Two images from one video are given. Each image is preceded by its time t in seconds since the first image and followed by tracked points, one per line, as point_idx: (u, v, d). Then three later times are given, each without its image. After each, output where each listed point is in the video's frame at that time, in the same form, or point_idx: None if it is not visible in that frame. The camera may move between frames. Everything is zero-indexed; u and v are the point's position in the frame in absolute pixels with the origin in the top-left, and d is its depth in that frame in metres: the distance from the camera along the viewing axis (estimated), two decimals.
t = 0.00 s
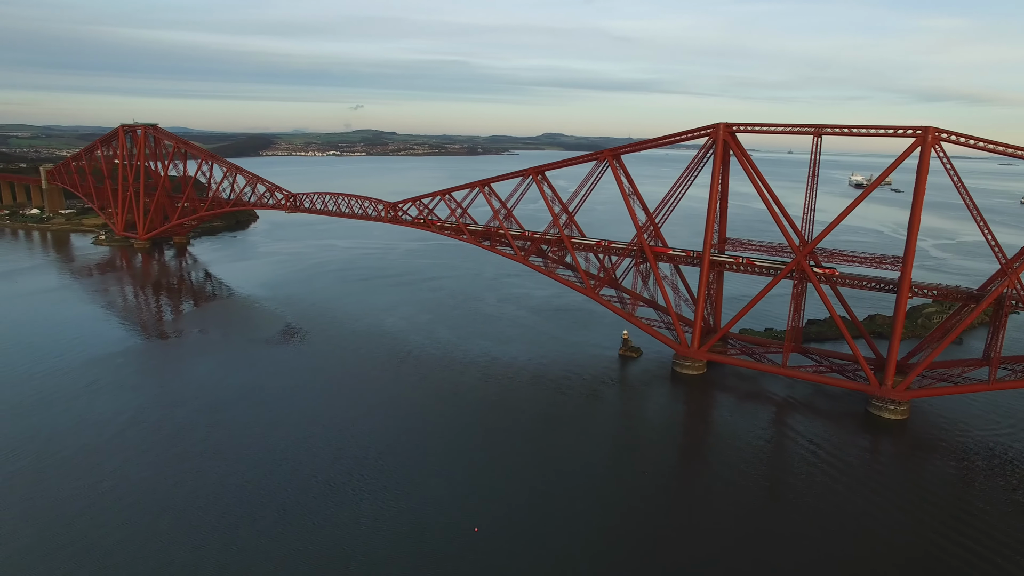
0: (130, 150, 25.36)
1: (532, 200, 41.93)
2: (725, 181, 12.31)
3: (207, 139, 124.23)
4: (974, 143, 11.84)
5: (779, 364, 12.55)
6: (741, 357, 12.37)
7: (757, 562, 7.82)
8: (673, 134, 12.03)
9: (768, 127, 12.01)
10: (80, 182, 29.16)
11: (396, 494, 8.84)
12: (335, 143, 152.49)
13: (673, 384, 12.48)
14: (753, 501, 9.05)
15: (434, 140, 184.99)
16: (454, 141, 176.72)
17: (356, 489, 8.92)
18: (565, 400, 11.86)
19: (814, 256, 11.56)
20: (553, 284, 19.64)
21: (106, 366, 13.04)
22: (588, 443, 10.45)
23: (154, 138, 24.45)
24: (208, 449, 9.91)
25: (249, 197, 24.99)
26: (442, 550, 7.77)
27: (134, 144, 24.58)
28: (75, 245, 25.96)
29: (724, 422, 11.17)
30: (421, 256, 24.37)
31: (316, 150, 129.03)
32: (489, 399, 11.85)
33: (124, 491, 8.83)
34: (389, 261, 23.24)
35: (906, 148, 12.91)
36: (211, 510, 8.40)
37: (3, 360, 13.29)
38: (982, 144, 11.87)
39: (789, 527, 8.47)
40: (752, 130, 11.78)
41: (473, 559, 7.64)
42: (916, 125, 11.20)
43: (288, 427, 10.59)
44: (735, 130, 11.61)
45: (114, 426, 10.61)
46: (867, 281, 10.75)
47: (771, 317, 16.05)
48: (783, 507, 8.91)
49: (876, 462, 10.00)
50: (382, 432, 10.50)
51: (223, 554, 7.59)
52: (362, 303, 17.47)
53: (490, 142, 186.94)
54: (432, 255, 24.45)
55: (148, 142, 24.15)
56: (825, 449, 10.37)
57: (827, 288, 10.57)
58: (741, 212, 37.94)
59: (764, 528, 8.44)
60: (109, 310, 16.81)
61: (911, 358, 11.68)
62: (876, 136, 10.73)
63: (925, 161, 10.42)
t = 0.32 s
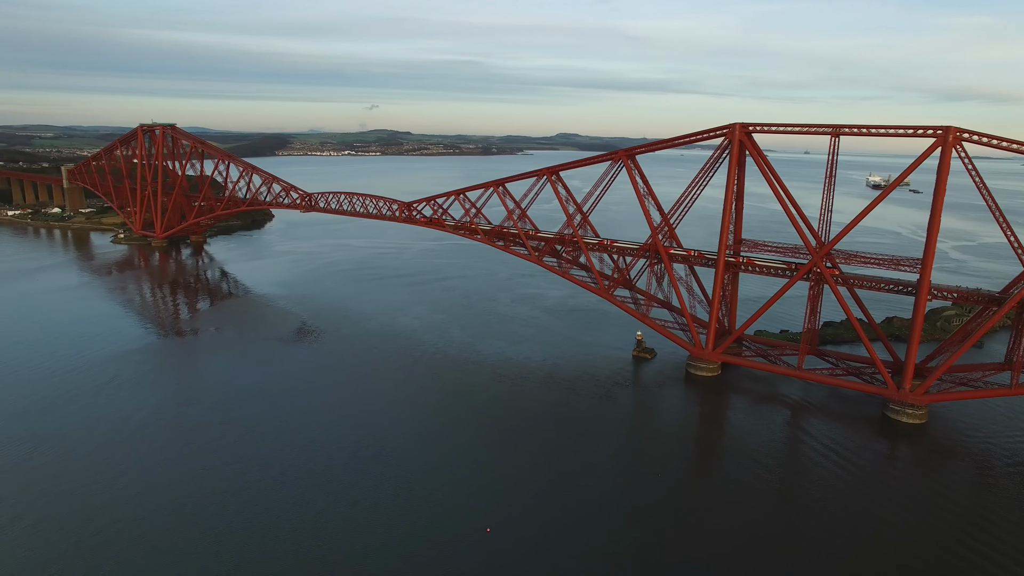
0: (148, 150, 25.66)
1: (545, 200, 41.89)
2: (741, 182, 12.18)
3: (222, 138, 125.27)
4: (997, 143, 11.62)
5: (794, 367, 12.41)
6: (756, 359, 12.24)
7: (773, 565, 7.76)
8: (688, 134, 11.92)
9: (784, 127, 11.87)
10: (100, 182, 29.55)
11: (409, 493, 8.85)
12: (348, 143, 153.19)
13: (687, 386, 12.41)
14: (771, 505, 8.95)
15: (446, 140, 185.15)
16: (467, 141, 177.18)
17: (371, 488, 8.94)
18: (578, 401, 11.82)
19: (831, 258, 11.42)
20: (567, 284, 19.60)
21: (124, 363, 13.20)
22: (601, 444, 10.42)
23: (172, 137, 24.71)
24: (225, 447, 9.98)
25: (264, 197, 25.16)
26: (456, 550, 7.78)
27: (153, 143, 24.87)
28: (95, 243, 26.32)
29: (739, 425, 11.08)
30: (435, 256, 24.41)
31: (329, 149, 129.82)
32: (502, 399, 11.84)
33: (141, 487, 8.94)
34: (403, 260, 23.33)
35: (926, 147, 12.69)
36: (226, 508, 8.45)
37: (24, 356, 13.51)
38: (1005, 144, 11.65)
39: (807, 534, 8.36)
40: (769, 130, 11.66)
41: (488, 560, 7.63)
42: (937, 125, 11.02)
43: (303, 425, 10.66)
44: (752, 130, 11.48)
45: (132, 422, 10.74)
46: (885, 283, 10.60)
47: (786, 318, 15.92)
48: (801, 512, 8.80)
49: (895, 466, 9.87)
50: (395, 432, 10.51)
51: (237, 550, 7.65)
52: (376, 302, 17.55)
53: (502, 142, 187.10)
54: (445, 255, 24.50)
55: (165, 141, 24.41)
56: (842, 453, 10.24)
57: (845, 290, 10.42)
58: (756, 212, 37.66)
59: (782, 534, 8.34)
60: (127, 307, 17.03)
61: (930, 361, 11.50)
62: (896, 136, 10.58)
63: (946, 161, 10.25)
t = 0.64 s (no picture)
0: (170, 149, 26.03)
1: (562, 200, 41.81)
2: (761, 182, 12.03)
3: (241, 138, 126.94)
4: None
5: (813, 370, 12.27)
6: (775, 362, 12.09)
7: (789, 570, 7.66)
8: (707, 134, 11.77)
9: (805, 127, 11.67)
10: (123, 180, 30.04)
11: (423, 492, 8.85)
12: (364, 142, 154.35)
13: (705, 387, 12.30)
14: (788, 509, 8.83)
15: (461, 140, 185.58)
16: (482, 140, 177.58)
17: (386, 486, 8.96)
18: (595, 402, 11.76)
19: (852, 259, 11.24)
20: (584, 284, 19.53)
21: (146, 360, 13.39)
22: (617, 445, 10.36)
23: (193, 137, 25.02)
24: (243, 443, 10.08)
25: (283, 196, 25.39)
26: (469, 550, 7.75)
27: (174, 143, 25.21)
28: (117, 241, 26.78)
29: (757, 427, 10.96)
30: (451, 255, 24.45)
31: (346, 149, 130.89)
32: (517, 399, 11.82)
33: (160, 481, 9.04)
34: (419, 259, 23.41)
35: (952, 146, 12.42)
36: (242, 504, 8.52)
37: (50, 351, 13.78)
38: None
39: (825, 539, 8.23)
40: (790, 130, 11.46)
41: (502, 560, 7.59)
42: (964, 124, 10.79)
43: (320, 423, 10.72)
44: (772, 130, 11.30)
45: (152, 418, 10.88)
46: (908, 285, 10.41)
47: (806, 320, 15.72)
48: (820, 517, 8.66)
49: (917, 472, 9.68)
50: (411, 430, 10.54)
51: (253, 546, 7.69)
52: (393, 301, 17.63)
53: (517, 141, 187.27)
54: (462, 254, 24.54)
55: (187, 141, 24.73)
56: (863, 458, 10.08)
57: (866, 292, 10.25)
58: (775, 213, 37.27)
59: (800, 539, 8.22)
60: (148, 304, 17.28)
61: (954, 364, 11.27)
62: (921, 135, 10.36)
63: (973, 161, 10.03)
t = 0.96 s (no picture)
0: (195, 148, 26.42)
1: (581, 200, 41.66)
2: (785, 182, 11.82)
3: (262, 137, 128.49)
4: None
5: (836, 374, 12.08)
6: (797, 365, 11.91)
7: None
8: (730, 133, 11.53)
9: (830, 127, 11.29)
10: (150, 179, 30.57)
11: (441, 491, 8.85)
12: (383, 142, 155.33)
13: (726, 390, 12.15)
14: (810, 515, 8.67)
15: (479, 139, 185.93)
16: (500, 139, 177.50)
17: (405, 485, 8.98)
18: (614, 403, 11.68)
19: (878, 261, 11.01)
20: (604, 285, 19.43)
21: (170, 356, 13.59)
22: (637, 447, 10.27)
23: (217, 136, 25.35)
24: (263, 439, 10.18)
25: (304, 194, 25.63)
26: (485, 550, 7.73)
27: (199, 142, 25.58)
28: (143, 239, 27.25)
29: (779, 431, 10.80)
30: (470, 254, 24.47)
31: (365, 148, 131.80)
32: (536, 399, 11.79)
33: (182, 476, 9.17)
34: (439, 259, 23.46)
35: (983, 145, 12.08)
36: (261, 500, 8.59)
37: (78, 346, 14.07)
38: None
39: (848, 547, 8.07)
40: (815, 130, 11.10)
41: (519, 562, 7.55)
42: (997, 124, 10.50)
43: (340, 421, 10.79)
44: (797, 130, 11.03)
45: (176, 413, 11.05)
46: (936, 289, 10.17)
47: (830, 323, 15.47)
48: (843, 524, 8.49)
49: (945, 480, 9.46)
50: (430, 429, 10.55)
51: (271, 543, 7.75)
52: (413, 300, 17.70)
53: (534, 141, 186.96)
54: (481, 254, 24.56)
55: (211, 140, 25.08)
56: (888, 464, 9.87)
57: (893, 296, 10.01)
58: (799, 214, 36.77)
59: (822, 547, 8.07)
60: (173, 301, 17.55)
61: (984, 370, 11.00)
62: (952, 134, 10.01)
63: (1006, 162, 9.74)
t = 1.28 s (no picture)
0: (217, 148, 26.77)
1: (600, 200, 41.47)
2: (807, 183, 11.56)
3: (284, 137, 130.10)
4: None
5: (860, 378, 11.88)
6: (819, 369, 11.70)
7: None
8: (751, 134, 11.26)
9: (854, 127, 10.44)
10: (174, 178, 31.06)
11: (458, 492, 8.84)
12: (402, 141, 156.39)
13: (746, 394, 12.00)
14: (832, 522, 8.51)
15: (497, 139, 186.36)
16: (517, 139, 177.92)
17: (421, 484, 8.99)
18: (632, 405, 11.59)
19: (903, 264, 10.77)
20: (623, 286, 19.31)
21: (192, 353, 13.78)
22: (655, 449, 10.18)
23: (239, 136, 25.66)
24: (281, 437, 10.25)
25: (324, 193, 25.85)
26: (500, 552, 7.69)
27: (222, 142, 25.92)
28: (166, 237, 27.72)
29: (800, 436, 10.63)
30: (488, 254, 24.48)
31: (384, 148, 132.73)
32: (553, 400, 11.74)
33: (201, 471, 9.28)
34: (457, 258, 23.51)
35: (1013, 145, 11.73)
36: (278, 497, 8.65)
37: (103, 342, 14.33)
38: None
39: (870, 555, 7.90)
40: (842, 130, 10.36)
41: (533, 564, 7.50)
42: None
43: (358, 419, 10.84)
44: (821, 130, 10.71)
45: (196, 409, 11.19)
46: (964, 292, 9.94)
47: (854, 327, 15.21)
48: (865, 532, 8.32)
49: (971, 489, 9.23)
50: (447, 429, 10.55)
51: (288, 539, 7.80)
52: (432, 299, 17.75)
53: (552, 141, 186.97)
54: (500, 254, 24.55)
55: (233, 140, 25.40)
56: (913, 472, 9.67)
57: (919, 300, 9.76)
58: (822, 216, 36.22)
59: (843, 554, 7.91)
60: (196, 299, 17.81)
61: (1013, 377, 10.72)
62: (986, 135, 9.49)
63: None
